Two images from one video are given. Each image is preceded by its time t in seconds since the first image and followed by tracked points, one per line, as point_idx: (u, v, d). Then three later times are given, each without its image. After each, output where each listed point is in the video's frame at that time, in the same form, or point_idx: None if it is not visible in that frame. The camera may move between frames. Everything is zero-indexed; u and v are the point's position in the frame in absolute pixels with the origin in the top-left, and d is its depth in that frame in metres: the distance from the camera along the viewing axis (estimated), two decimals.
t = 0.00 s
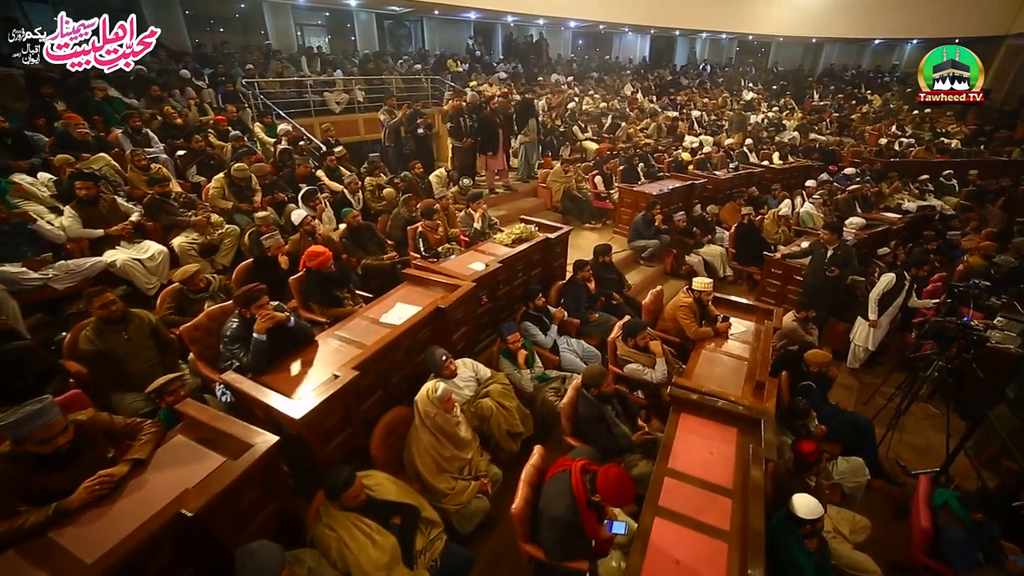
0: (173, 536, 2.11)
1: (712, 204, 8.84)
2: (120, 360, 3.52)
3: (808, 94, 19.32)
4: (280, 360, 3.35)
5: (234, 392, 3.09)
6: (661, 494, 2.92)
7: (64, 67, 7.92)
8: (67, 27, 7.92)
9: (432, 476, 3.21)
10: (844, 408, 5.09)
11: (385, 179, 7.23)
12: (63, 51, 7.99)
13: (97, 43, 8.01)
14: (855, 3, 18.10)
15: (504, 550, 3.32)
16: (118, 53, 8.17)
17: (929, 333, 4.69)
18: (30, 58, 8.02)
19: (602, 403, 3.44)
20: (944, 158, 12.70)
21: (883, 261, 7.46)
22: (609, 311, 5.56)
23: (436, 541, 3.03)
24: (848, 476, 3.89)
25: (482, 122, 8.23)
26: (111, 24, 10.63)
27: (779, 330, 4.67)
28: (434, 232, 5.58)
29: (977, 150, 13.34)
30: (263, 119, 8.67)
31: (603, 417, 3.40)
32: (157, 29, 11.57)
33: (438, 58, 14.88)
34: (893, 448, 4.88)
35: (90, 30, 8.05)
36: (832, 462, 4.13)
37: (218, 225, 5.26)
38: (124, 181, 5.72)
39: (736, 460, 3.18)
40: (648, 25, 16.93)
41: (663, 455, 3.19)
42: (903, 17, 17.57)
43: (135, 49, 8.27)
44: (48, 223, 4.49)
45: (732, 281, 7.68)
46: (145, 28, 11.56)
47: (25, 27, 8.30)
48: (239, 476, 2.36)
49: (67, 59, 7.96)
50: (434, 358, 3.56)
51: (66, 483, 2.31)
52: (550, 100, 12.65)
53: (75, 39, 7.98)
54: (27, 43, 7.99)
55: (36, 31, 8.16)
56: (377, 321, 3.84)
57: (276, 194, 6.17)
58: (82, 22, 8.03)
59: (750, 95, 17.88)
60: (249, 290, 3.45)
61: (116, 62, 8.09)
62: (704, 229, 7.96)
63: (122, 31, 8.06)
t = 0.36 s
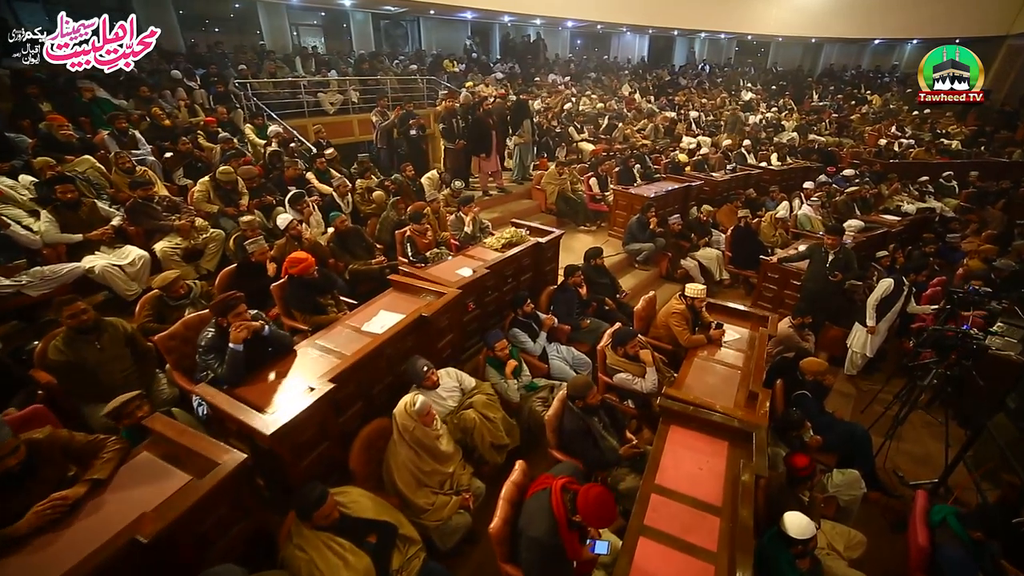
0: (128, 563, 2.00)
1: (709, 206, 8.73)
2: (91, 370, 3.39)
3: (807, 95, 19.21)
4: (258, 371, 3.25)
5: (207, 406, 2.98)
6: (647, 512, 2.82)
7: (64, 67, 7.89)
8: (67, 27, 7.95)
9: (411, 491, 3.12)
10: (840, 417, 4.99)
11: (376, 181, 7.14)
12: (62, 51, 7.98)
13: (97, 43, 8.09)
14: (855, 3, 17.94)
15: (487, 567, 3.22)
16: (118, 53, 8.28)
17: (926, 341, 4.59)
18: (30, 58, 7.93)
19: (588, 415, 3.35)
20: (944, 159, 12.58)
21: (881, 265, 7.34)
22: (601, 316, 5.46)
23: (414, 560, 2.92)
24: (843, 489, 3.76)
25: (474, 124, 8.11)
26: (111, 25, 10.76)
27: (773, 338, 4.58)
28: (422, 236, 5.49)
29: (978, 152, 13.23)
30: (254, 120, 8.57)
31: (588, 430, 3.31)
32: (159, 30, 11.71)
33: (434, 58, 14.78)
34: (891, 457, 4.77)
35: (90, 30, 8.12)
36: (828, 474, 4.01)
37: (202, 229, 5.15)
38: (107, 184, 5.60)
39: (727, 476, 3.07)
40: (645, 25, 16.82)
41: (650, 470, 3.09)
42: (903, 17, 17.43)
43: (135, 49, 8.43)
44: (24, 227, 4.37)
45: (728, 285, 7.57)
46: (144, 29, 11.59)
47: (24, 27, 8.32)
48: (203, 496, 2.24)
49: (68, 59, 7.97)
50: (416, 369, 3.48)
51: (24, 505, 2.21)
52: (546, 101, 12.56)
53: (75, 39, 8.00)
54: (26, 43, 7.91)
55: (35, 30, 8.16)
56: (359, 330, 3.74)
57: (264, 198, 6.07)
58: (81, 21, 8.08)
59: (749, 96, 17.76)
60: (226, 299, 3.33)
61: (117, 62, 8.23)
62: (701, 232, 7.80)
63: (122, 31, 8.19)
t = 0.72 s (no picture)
0: None
1: (705, 208, 8.59)
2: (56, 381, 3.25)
3: (806, 95, 19.06)
4: (228, 383, 3.12)
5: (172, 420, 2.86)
6: (630, 532, 2.70)
7: (64, 66, 7.99)
8: (67, 27, 8.07)
9: (386, 508, 3.01)
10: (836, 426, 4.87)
11: (365, 183, 7.02)
12: (63, 50, 8.07)
13: (97, 43, 8.20)
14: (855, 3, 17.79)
15: None
16: (118, 52, 8.42)
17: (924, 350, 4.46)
18: (31, 59, 7.80)
19: (571, 429, 3.24)
20: (944, 160, 12.45)
21: (879, 268, 7.22)
22: (592, 322, 5.35)
23: None
24: (838, 504, 3.65)
25: (466, 125, 7.98)
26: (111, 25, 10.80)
27: (766, 345, 4.46)
28: (409, 240, 5.39)
29: (978, 153, 13.09)
30: (243, 121, 8.44)
31: (571, 443, 3.19)
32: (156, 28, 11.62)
33: (430, 58, 14.66)
34: (888, 468, 4.64)
35: (89, 30, 8.25)
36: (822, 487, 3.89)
37: (184, 233, 5.03)
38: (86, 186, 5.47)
39: (714, 492, 2.95)
40: (643, 24, 16.66)
41: (634, 486, 2.97)
42: (903, 17, 17.28)
43: (136, 49, 8.56)
44: None
45: (724, 288, 7.44)
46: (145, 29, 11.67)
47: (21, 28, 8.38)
48: (152, 523, 2.10)
49: (67, 59, 8.04)
50: (393, 380, 3.37)
51: None
52: (541, 101, 12.43)
53: (74, 38, 8.12)
54: (27, 44, 7.97)
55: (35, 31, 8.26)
56: (336, 339, 3.62)
57: (248, 201, 5.95)
58: (82, 21, 8.24)
59: (747, 96, 17.62)
60: (195, 308, 3.20)
61: (117, 62, 8.35)
62: (696, 234, 7.47)
63: (123, 31, 8.33)
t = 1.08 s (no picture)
0: None
1: (700, 209, 8.45)
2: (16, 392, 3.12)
3: (805, 95, 18.89)
4: (194, 394, 2.97)
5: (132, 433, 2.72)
6: (610, 552, 2.57)
7: (64, 66, 8.06)
8: (67, 28, 8.20)
9: (357, 525, 2.88)
10: (831, 434, 4.74)
11: (352, 184, 6.89)
12: (62, 51, 8.17)
13: (96, 43, 8.24)
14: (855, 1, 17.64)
15: None
16: (118, 52, 8.39)
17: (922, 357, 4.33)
18: (30, 58, 7.97)
19: (553, 442, 3.15)
20: (944, 160, 12.32)
21: (876, 271, 7.09)
22: (582, 326, 5.22)
23: None
24: (832, 517, 3.52)
25: (458, 125, 7.87)
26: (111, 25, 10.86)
27: (758, 352, 4.33)
28: (393, 242, 5.26)
29: (978, 153, 12.96)
30: (230, 120, 8.28)
31: (552, 457, 3.12)
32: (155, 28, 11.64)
33: (424, 57, 14.52)
34: (885, 477, 4.52)
35: (89, 30, 8.33)
36: (816, 500, 3.75)
37: (162, 236, 4.88)
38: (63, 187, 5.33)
39: (700, 509, 2.82)
40: (641, 23, 16.49)
41: (617, 502, 2.84)
42: (902, 17, 17.15)
43: (135, 49, 8.49)
44: None
45: (719, 290, 7.30)
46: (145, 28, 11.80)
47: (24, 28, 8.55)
48: (93, 549, 1.95)
49: (67, 59, 8.15)
50: (368, 391, 3.26)
51: None
52: (536, 101, 12.29)
53: (75, 39, 8.23)
54: (27, 44, 8.03)
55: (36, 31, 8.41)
56: (311, 347, 3.50)
57: (231, 202, 5.81)
58: (82, 22, 8.32)
59: (745, 95, 17.48)
60: (161, 315, 3.03)
61: (117, 62, 8.32)
62: (691, 236, 7.50)
63: (122, 31, 8.32)
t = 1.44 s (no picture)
0: None
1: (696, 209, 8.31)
2: None
3: (804, 94, 18.73)
4: (163, 403, 2.85)
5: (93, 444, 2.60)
6: (592, 571, 2.44)
7: (65, 67, 8.05)
8: (67, 27, 8.09)
9: (330, 540, 2.76)
10: (827, 441, 4.61)
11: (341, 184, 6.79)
12: (63, 51, 8.09)
13: (97, 43, 8.20)
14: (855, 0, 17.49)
15: None
16: (118, 53, 8.39)
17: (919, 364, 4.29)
18: (31, 59, 7.85)
19: (535, 454, 3.04)
20: (944, 160, 12.20)
21: (875, 273, 6.97)
22: (572, 330, 5.11)
23: None
24: (827, 530, 3.40)
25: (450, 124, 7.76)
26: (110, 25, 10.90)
27: (751, 358, 4.20)
28: (379, 244, 5.17)
29: (978, 153, 12.83)
30: (219, 119, 8.14)
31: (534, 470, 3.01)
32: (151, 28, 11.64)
33: (420, 56, 14.40)
34: (882, 486, 4.40)
35: (90, 30, 8.23)
36: (811, 511, 3.63)
37: (142, 237, 4.74)
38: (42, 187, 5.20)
39: (688, 524, 2.70)
40: (639, 22, 16.34)
41: (602, 518, 2.72)
42: (901, 16, 17.00)
43: (135, 49, 8.49)
44: None
45: (715, 293, 7.19)
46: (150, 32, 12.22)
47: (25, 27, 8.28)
48: None
49: (68, 59, 8.10)
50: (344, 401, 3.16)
51: None
52: (532, 100, 12.17)
53: (75, 39, 8.15)
54: (27, 44, 7.89)
55: (35, 30, 8.19)
56: (288, 354, 3.38)
57: (216, 203, 5.69)
58: (81, 21, 8.24)
59: (744, 94, 17.34)
60: (128, 322, 2.91)
61: (117, 62, 8.32)
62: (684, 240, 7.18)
63: (121, 31, 8.29)
